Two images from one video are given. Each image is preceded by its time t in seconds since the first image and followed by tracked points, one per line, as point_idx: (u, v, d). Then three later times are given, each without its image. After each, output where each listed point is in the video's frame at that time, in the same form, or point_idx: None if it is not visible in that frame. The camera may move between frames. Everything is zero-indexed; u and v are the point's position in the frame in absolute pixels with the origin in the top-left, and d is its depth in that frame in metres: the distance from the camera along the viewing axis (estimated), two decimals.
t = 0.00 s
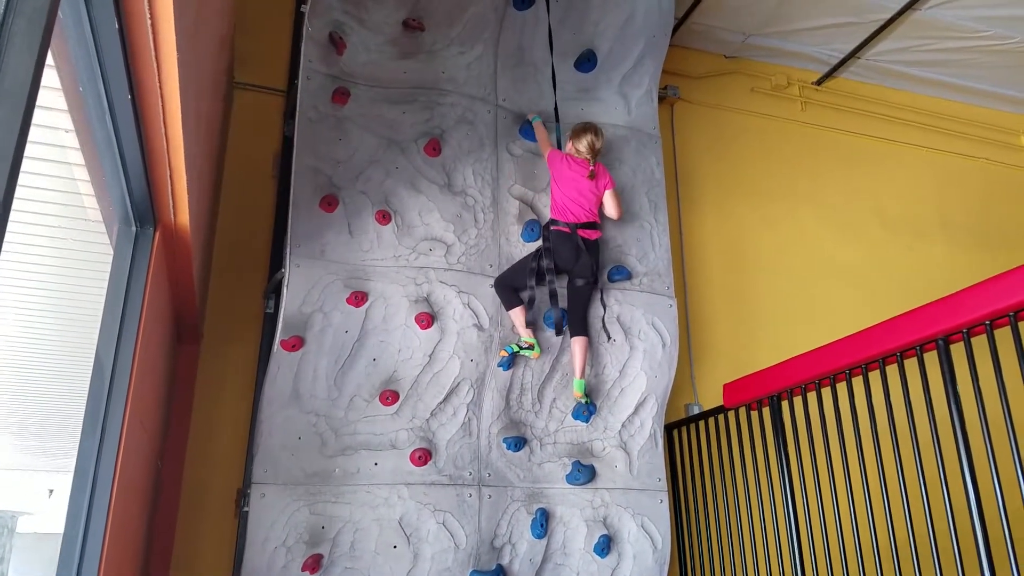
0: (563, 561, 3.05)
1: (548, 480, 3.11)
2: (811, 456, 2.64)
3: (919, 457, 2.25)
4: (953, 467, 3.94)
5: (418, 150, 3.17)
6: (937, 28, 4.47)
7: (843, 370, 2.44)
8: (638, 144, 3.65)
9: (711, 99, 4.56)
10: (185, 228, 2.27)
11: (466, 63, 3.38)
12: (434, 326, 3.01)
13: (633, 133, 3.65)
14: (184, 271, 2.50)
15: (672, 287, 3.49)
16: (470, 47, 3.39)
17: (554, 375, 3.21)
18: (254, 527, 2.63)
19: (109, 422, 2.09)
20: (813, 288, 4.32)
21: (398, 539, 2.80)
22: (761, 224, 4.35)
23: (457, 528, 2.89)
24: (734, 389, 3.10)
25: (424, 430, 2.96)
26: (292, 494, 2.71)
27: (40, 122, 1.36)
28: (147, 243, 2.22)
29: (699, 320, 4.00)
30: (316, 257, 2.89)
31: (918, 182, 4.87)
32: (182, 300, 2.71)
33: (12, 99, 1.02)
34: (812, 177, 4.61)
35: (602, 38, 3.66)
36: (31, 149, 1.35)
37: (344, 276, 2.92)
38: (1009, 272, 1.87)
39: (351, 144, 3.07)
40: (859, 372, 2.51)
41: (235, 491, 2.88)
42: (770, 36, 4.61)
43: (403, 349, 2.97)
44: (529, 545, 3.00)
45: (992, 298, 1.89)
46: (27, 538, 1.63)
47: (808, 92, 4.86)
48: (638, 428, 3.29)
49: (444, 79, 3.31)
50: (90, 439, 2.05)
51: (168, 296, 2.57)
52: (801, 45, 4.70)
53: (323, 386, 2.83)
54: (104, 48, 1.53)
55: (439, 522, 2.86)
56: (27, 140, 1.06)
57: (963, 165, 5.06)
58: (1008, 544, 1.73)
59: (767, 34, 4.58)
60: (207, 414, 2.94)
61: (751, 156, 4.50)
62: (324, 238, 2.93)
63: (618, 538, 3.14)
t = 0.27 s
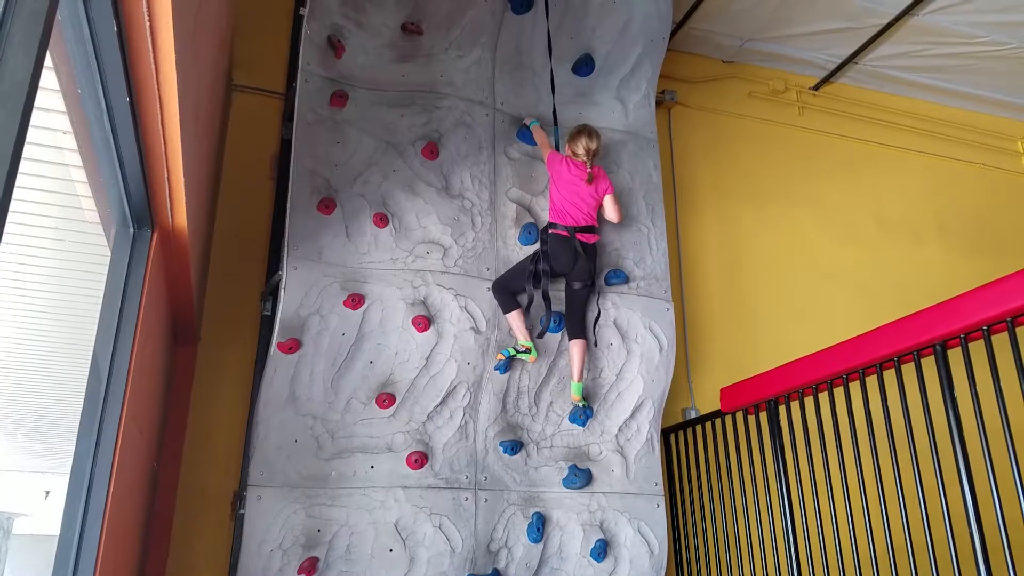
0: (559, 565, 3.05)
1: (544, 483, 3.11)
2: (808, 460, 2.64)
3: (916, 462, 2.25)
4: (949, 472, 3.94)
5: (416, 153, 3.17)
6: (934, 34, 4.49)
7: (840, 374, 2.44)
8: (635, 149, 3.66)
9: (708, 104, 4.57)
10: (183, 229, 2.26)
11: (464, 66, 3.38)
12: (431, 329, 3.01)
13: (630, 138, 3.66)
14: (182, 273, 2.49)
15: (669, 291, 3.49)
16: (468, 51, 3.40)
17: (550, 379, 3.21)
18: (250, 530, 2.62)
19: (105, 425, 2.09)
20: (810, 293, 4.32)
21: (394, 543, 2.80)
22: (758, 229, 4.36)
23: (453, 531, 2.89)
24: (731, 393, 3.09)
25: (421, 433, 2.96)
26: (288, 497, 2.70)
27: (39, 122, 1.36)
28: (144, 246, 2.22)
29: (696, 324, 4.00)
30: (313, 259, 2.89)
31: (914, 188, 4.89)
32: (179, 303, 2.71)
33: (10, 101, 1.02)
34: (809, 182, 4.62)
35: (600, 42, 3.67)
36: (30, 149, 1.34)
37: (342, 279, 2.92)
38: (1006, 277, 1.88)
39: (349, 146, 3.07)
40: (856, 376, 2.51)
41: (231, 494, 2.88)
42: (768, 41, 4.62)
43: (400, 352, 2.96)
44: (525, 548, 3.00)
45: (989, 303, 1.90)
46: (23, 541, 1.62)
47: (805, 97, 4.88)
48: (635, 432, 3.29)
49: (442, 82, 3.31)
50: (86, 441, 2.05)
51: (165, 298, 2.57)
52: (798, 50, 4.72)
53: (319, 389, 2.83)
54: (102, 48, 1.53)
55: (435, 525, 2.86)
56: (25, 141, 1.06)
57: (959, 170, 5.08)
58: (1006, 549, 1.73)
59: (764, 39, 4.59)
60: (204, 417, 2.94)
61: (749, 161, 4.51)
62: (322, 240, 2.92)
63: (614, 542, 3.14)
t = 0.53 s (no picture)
0: (562, 567, 3.05)
1: (547, 485, 3.11)
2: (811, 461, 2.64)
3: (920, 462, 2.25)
4: (953, 472, 3.94)
5: (417, 156, 3.18)
6: (934, 33, 4.49)
7: (843, 375, 2.44)
8: (636, 150, 3.66)
9: (709, 105, 4.57)
10: (186, 233, 2.27)
11: (465, 69, 3.39)
12: (433, 332, 3.02)
13: (631, 139, 3.67)
14: (185, 277, 2.51)
15: (671, 292, 3.49)
16: (468, 54, 3.41)
17: (553, 381, 3.21)
18: (254, 532, 2.63)
19: (110, 428, 2.10)
20: (812, 293, 4.32)
21: (398, 545, 2.80)
22: (760, 229, 4.36)
23: (456, 533, 2.89)
24: (734, 394, 3.09)
25: (424, 436, 2.96)
26: (291, 500, 2.71)
27: (43, 127, 1.37)
28: (148, 250, 2.23)
29: (698, 325, 4.00)
30: (316, 263, 2.90)
31: (916, 187, 4.88)
32: (182, 306, 2.72)
33: (14, 107, 1.03)
34: (811, 183, 4.62)
35: (600, 44, 3.67)
36: (35, 156, 1.35)
37: (344, 282, 2.92)
38: (1009, 277, 1.88)
39: (351, 150, 3.08)
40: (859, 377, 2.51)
41: (235, 497, 2.89)
42: (768, 42, 4.63)
43: (402, 355, 2.97)
44: (528, 550, 3.00)
45: (992, 303, 1.90)
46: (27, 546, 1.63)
47: (807, 97, 4.87)
48: (637, 434, 3.29)
49: (443, 85, 3.32)
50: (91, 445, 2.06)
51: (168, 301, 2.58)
52: (798, 50, 4.72)
53: (322, 392, 2.83)
54: (106, 54, 1.54)
55: (439, 527, 2.86)
56: (29, 147, 1.08)
57: (961, 170, 5.07)
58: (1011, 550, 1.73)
59: (765, 40, 4.60)
60: (207, 421, 2.95)
61: (750, 162, 4.52)
62: (324, 244, 2.94)
63: (618, 543, 3.14)
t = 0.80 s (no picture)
0: (570, 565, 3.06)
1: (554, 484, 3.11)
2: (817, 459, 2.63)
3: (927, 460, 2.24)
4: (962, 470, 3.92)
5: (422, 156, 3.19)
6: (940, 29, 4.47)
7: (850, 372, 2.44)
8: (641, 149, 3.66)
9: (714, 103, 4.56)
10: (192, 235, 2.29)
11: (469, 69, 3.39)
12: (439, 332, 3.02)
13: (636, 138, 3.66)
14: (192, 278, 2.52)
15: (677, 290, 3.49)
16: (472, 53, 3.41)
17: (559, 380, 3.22)
18: (262, 532, 2.64)
19: (119, 429, 2.11)
20: (818, 290, 4.31)
21: (405, 544, 2.81)
22: (766, 227, 4.35)
23: (464, 533, 2.90)
24: (740, 392, 3.09)
25: (430, 435, 2.97)
26: (299, 500, 2.72)
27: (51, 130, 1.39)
28: (155, 252, 2.24)
29: (704, 324, 4.00)
30: (322, 263, 2.91)
31: (922, 184, 4.86)
32: (189, 308, 2.73)
33: (23, 113, 1.05)
34: (816, 180, 4.60)
35: (604, 42, 3.67)
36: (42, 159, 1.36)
37: (350, 282, 2.93)
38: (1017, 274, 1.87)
39: (356, 150, 3.09)
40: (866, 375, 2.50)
41: (244, 497, 2.90)
42: (773, 38, 4.62)
43: (408, 354, 2.98)
44: (535, 549, 3.00)
45: (1001, 300, 1.89)
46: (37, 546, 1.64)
47: (812, 94, 4.86)
48: (644, 432, 3.29)
49: (448, 85, 3.33)
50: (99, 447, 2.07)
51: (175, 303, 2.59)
52: (803, 47, 4.71)
53: (329, 393, 2.84)
54: (113, 57, 1.55)
55: (446, 527, 2.87)
56: (38, 153, 1.09)
57: (968, 166, 5.05)
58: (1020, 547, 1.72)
59: (769, 36, 4.59)
60: (215, 421, 2.96)
61: (756, 159, 4.51)
62: (330, 245, 2.95)
63: (625, 542, 3.14)
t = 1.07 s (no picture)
0: (574, 566, 3.05)
1: (559, 485, 3.11)
2: (822, 459, 2.63)
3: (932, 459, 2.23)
4: (966, 468, 3.91)
5: (425, 156, 3.19)
6: (943, 28, 4.46)
7: (855, 372, 2.43)
8: (644, 148, 3.65)
9: (717, 102, 4.56)
10: (196, 237, 2.29)
11: (472, 69, 3.39)
12: (443, 332, 3.02)
13: (639, 138, 3.66)
14: (196, 280, 2.52)
15: (680, 290, 3.48)
16: (475, 54, 3.40)
17: (563, 380, 3.21)
18: (267, 533, 2.64)
19: (123, 432, 2.11)
20: (822, 289, 4.30)
21: (409, 545, 2.81)
22: (769, 226, 4.35)
23: (468, 533, 2.89)
24: (745, 391, 3.08)
25: (434, 436, 2.97)
26: (303, 501, 2.72)
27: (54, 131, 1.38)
28: (159, 253, 2.24)
29: (708, 324, 3.99)
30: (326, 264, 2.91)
31: (926, 183, 4.85)
32: (193, 309, 2.73)
33: (29, 115, 1.05)
34: (819, 179, 4.60)
35: (607, 42, 3.67)
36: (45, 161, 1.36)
37: (354, 283, 2.93)
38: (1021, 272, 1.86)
39: (359, 151, 3.09)
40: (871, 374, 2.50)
41: (248, 499, 2.90)
42: (775, 38, 4.61)
43: (412, 355, 2.97)
44: (540, 549, 3.00)
45: (1005, 298, 1.89)
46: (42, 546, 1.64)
47: (815, 93, 4.85)
48: (648, 432, 3.28)
49: (451, 86, 3.33)
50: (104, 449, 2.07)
51: (179, 304, 2.59)
52: (806, 46, 4.70)
53: (333, 393, 2.84)
54: (117, 60, 1.54)
55: (450, 527, 2.87)
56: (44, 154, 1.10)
57: (971, 165, 5.04)
58: None
59: (772, 36, 4.58)
60: (219, 422, 2.96)
61: (758, 158, 4.50)
62: (333, 245, 2.94)
63: (630, 542, 3.13)
